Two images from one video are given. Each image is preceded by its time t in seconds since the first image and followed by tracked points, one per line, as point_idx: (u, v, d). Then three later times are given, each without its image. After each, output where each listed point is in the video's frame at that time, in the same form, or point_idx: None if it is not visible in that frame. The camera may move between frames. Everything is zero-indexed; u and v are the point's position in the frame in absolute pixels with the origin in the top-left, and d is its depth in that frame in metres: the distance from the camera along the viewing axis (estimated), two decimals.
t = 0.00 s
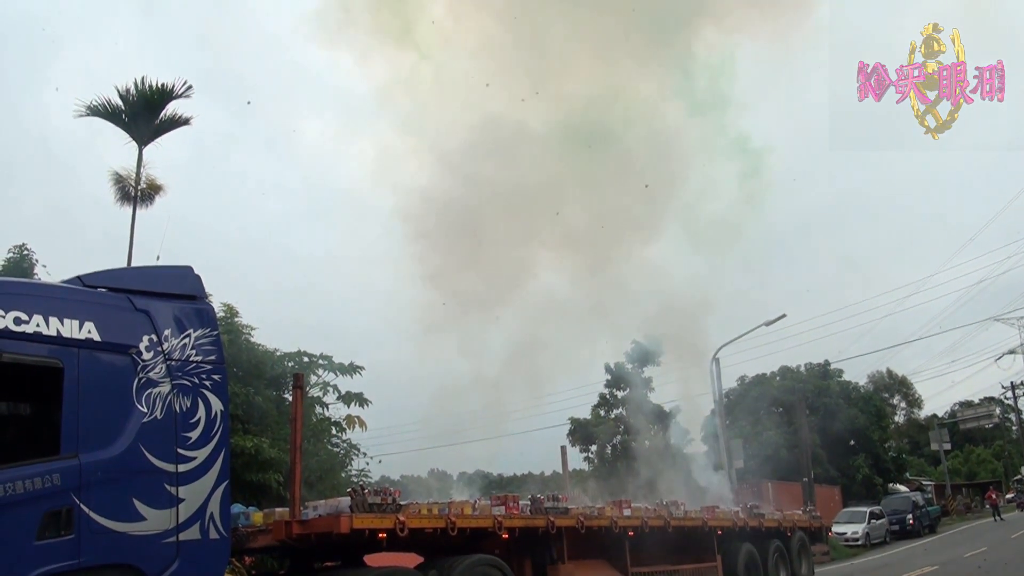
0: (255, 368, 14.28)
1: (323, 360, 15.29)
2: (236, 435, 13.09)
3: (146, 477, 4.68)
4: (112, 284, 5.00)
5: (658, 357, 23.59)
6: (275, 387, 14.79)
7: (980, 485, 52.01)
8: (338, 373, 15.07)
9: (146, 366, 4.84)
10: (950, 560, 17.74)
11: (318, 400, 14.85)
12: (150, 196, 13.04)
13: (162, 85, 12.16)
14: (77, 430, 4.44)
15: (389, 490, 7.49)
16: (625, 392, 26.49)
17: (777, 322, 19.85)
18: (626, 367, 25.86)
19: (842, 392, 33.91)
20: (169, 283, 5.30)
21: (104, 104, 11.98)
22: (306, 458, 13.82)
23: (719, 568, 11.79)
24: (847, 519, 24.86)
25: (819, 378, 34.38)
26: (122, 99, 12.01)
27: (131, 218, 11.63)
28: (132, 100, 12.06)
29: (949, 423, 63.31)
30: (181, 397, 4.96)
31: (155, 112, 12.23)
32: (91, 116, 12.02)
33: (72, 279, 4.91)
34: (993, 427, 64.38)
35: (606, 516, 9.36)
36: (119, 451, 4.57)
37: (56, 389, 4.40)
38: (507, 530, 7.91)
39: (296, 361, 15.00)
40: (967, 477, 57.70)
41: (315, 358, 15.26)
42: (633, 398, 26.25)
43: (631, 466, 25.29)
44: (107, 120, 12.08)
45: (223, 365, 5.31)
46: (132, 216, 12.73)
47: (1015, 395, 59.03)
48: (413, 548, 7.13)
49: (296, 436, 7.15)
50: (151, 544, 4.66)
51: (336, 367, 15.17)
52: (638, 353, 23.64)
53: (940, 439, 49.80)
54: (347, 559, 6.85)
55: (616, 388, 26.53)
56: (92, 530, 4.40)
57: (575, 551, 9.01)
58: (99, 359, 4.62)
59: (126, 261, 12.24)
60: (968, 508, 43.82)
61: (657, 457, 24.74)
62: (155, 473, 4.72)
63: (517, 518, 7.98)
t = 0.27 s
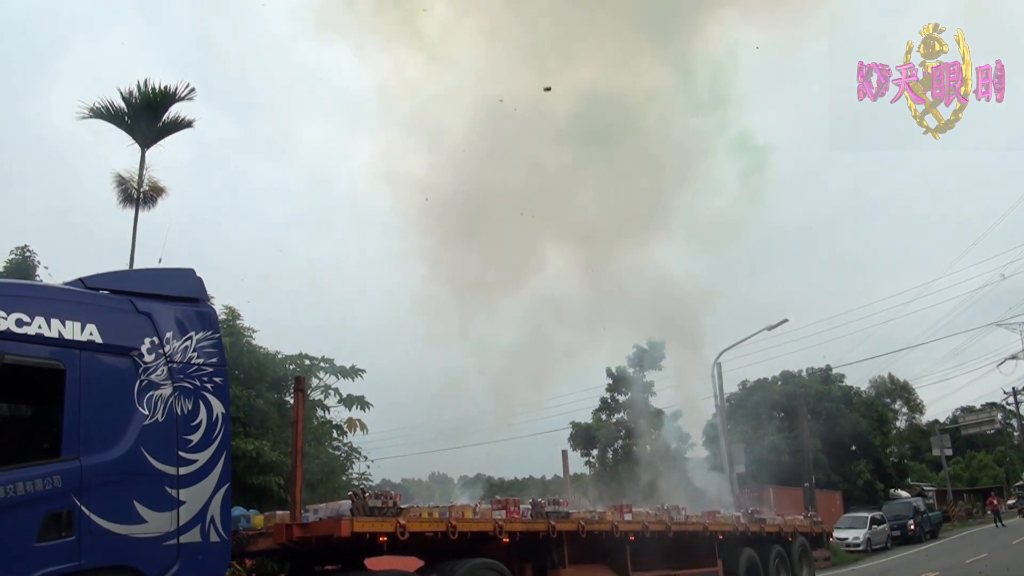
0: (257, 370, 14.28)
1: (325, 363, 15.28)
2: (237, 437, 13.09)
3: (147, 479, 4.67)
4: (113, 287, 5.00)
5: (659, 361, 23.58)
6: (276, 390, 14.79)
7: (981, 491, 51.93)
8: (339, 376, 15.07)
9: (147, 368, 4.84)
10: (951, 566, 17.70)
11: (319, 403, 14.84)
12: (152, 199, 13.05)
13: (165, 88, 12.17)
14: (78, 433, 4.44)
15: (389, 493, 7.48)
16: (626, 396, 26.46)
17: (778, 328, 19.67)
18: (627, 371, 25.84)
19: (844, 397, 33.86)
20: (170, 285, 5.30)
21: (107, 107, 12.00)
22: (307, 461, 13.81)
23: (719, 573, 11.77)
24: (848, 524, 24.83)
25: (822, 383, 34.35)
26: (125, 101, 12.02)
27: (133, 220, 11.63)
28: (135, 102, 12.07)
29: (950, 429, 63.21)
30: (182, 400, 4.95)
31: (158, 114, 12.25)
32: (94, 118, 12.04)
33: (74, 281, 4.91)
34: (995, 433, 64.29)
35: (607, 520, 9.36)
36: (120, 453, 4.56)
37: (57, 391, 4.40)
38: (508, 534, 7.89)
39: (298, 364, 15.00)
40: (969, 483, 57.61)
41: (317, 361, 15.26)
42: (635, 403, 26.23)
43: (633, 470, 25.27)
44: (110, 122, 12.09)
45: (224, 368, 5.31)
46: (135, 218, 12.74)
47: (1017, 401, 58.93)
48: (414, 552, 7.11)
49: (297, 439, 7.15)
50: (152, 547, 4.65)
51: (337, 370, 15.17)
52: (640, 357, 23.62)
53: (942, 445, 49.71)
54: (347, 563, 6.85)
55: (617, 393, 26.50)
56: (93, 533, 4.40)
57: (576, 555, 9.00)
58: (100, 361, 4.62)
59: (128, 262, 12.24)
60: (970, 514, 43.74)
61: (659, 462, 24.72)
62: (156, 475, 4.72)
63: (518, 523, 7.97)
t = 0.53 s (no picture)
0: (259, 374, 14.29)
1: (326, 366, 15.29)
2: (239, 442, 13.09)
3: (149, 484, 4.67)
4: (116, 291, 5.01)
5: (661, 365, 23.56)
6: (278, 394, 14.80)
7: (984, 495, 51.84)
8: (341, 380, 15.07)
9: (149, 373, 4.84)
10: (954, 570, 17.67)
11: (321, 407, 14.85)
12: (154, 203, 13.06)
13: (168, 92, 12.19)
14: (80, 437, 4.44)
15: (392, 497, 7.48)
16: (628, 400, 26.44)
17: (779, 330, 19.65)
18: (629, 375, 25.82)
19: (846, 401, 33.83)
20: (172, 290, 5.30)
21: (109, 111, 12.02)
22: (309, 465, 13.81)
23: None
24: (850, 528, 24.80)
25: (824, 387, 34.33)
26: (127, 106, 12.04)
27: (135, 225, 11.65)
28: (138, 107, 12.09)
29: (953, 433, 63.13)
30: (184, 404, 4.96)
31: (161, 119, 12.26)
32: (97, 122, 12.05)
33: (76, 285, 4.91)
34: (997, 437, 64.18)
35: (609, 524, 9.36)
36: (122, 458, 4.56)
37: (59, 395, 4.40)
38: (511, 538, 7.89)
39: (300, 368, 15.00)
40: (971, 487, 57.52)
41: (318, 365, 15.26)
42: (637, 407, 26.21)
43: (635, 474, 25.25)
44: (113, 126, 12.11)
45: (226, 372, 5.31)
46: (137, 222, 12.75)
47: (1020, 404, 58.83)
48: (416, 556, 7.11)
49: (300, 444, 7.15)
50: (154, 551, 4.66)
51: (339, 374, 15.17)
52: (643, 360, 23.62)
53: (945, 449, 49.63)
54: (349, 568, 6.84)
55: (619, 397, 26.48)
56: (96, 537, 4.40)
57: (578, 559, 8.99)
58: (103, 365, 4.62)
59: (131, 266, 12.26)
60: (972, 518, 43.66)
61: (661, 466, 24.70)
62: (158, 479, 4.72)
63: (520, 527, 7.96)
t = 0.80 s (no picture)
0: (261, 380, 14.30)
1: (329, 372, 15.29)
2: (241, 447, 13.08)
3: (151, 490, 4.67)
4: (118, 297, 5.01)
5: (663, 369, 23.55)
6: (280, 399, 14.81)
7: (987, 498, 51.75)
8: (343, 385, 15.07)
9: (151, 378, 4.84)
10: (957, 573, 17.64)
11: (323, 412, 14.85)
12: (156, 209, 13.07)
13: (169, 99, 12.20)
14: (82, 443, 4.44)
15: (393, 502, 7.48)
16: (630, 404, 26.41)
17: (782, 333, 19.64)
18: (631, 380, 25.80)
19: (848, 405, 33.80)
20: (175, 296, 5.30)
21: (112, 118, 12.03)
22: (311, 471, 13.80)
23: None
24: (854, 532, 24.77)
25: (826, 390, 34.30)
26: (129, 112, 12.05)
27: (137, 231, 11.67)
28: (139, 113, 12.10)
29: (955, 436, 63.07)
30: (186, 410, 4.96)
31: (163, 125, 12.27)
32: (99, 128, 12.07)
33: (78, 291, 4.92)
34: (1000, 440, 64.08)
35: (612, 529, 9.36)
36: (125, 464, 4.56)
37: (61, 401, 4.40)
38: (513, 543, 7.88)
39: (301, 373, 15.00)
40: (974, 490, 57.44)
41: (321, 370, 15.26)
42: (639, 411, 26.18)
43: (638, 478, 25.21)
44: (114, 133, 12.12)
45: (228, 378, 5.31)
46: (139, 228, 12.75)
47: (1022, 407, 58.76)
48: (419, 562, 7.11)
49: (303, 449, 7.15)
50: (156, 557, 4.65)
51: (340, 379, 15.17)
52: (645, 364, 23.61)
53: (947, 452, 49.57)
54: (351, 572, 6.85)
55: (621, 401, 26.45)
56: (97, 543, 4.40)
57: (581, 564, 8.99)
58: (105, 371, 4.63)
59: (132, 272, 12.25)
60: (975, 521, 43.59)
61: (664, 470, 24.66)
62: (161, 485, 4.72)
63: (523, 532, 7.96)
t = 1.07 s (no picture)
0: (264, 386, 14.30)
1: (331, 377, 15.29)
2: (244, 453, 13.08)
3: (154, 496, 4.66)
4: (120, 304, 5.01)
5: (666, 373, 23.53)
6: (282, 405, 14.81)
7: (990, 500, 51.67)
8: (345, 391, 15.07)
9: (154, 385, 4.84)
10: None
11: (326, 418, 14.84)
12: (158, 215, 13.08)
13: (171, 105, 12.21)
14: (85, 450, 4.44)
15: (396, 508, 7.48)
16: (633, 408, 26.39)
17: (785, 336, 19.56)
18: (634, 383, 25.79)
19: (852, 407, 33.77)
20: (177, 302, 5.30)
21: (113, 124, 12.05)
22: (314, 476, 13.80)
23: None
24: (858, 535, 24.73)
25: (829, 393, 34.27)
26: (131, 118, 12.06)
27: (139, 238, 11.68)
28: (141, 119, 12.11)
29: (959, 438, 63.01)
30: (189, 416, 4.95)
31: (164, 131, 12.29)
32: (100, 135, 12.08)
33: (81, 298, 4.92)
34: (1003, 442, 64.00)
35: (616, 534, 9.36)
36: (127, 470, 4.56)
37: (64, 408, 4.40)
38: (517, 548, 7.88)
39: (304, 379, 15.00)
40: (978, 492, 57.37)
41: (323, 376, 15.26)
42: (642, 415, 26.16)
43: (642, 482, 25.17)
44: (116, 139, 12.14)
45: (231, 384, 5.31)
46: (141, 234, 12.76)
47: None
48: (422, 568, 7.11)
49: (304, 455, 7.14)
50: (159, 563, 4.65)
51: (343, 385, 15.17)
52: (648, 368, 23.59)
53: (951, 454, 49.52)
54: None
55: (624, 404, 26.43)
56: (100, 550, 4.40)
57: (584, 569, 8.98)
58: (107, 378, 4.62)
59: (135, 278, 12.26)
60: (979, 523, 43.53)
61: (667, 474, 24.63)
62: (163, 492, 4.72)
63: (526, 537, 7.95)
